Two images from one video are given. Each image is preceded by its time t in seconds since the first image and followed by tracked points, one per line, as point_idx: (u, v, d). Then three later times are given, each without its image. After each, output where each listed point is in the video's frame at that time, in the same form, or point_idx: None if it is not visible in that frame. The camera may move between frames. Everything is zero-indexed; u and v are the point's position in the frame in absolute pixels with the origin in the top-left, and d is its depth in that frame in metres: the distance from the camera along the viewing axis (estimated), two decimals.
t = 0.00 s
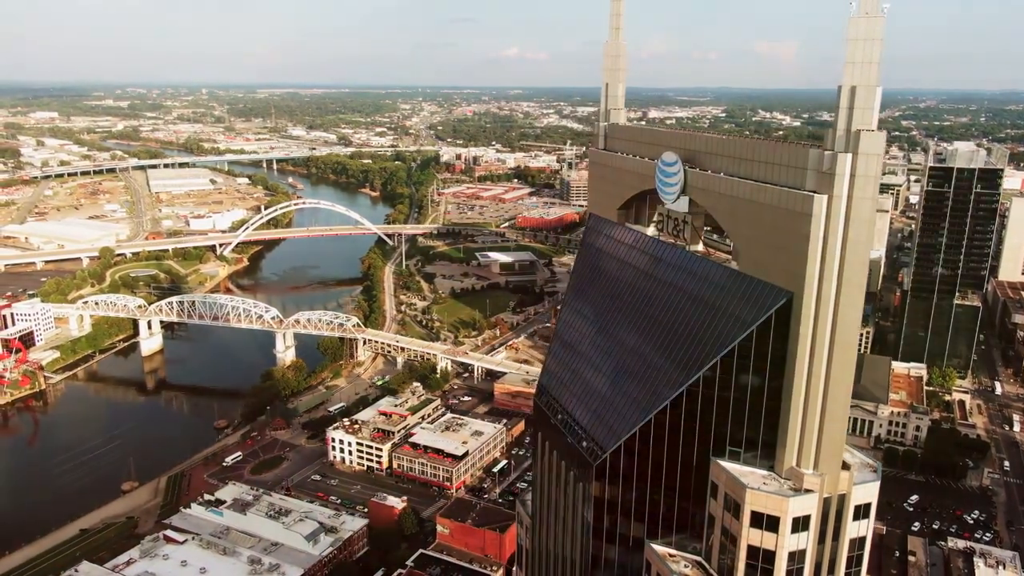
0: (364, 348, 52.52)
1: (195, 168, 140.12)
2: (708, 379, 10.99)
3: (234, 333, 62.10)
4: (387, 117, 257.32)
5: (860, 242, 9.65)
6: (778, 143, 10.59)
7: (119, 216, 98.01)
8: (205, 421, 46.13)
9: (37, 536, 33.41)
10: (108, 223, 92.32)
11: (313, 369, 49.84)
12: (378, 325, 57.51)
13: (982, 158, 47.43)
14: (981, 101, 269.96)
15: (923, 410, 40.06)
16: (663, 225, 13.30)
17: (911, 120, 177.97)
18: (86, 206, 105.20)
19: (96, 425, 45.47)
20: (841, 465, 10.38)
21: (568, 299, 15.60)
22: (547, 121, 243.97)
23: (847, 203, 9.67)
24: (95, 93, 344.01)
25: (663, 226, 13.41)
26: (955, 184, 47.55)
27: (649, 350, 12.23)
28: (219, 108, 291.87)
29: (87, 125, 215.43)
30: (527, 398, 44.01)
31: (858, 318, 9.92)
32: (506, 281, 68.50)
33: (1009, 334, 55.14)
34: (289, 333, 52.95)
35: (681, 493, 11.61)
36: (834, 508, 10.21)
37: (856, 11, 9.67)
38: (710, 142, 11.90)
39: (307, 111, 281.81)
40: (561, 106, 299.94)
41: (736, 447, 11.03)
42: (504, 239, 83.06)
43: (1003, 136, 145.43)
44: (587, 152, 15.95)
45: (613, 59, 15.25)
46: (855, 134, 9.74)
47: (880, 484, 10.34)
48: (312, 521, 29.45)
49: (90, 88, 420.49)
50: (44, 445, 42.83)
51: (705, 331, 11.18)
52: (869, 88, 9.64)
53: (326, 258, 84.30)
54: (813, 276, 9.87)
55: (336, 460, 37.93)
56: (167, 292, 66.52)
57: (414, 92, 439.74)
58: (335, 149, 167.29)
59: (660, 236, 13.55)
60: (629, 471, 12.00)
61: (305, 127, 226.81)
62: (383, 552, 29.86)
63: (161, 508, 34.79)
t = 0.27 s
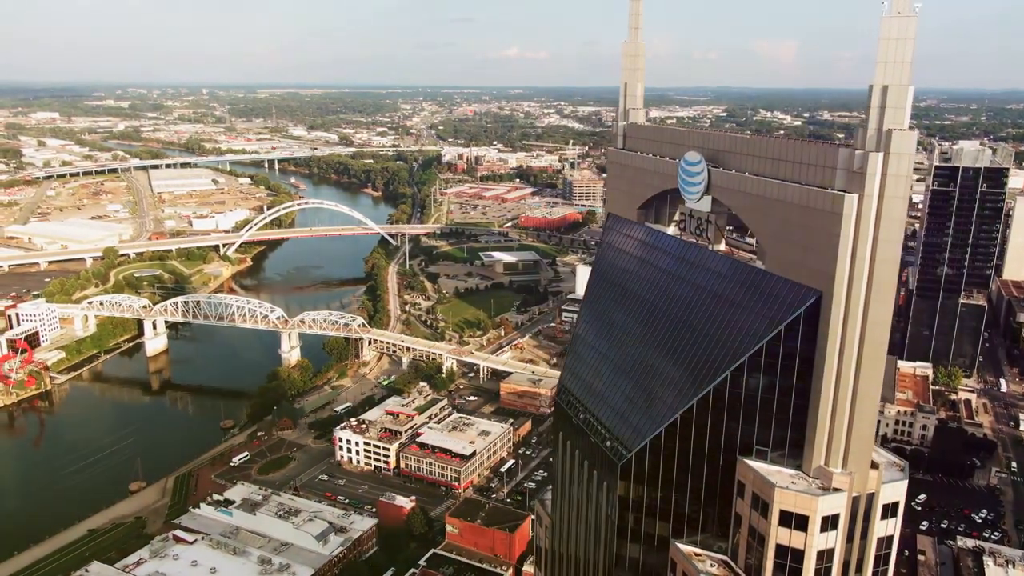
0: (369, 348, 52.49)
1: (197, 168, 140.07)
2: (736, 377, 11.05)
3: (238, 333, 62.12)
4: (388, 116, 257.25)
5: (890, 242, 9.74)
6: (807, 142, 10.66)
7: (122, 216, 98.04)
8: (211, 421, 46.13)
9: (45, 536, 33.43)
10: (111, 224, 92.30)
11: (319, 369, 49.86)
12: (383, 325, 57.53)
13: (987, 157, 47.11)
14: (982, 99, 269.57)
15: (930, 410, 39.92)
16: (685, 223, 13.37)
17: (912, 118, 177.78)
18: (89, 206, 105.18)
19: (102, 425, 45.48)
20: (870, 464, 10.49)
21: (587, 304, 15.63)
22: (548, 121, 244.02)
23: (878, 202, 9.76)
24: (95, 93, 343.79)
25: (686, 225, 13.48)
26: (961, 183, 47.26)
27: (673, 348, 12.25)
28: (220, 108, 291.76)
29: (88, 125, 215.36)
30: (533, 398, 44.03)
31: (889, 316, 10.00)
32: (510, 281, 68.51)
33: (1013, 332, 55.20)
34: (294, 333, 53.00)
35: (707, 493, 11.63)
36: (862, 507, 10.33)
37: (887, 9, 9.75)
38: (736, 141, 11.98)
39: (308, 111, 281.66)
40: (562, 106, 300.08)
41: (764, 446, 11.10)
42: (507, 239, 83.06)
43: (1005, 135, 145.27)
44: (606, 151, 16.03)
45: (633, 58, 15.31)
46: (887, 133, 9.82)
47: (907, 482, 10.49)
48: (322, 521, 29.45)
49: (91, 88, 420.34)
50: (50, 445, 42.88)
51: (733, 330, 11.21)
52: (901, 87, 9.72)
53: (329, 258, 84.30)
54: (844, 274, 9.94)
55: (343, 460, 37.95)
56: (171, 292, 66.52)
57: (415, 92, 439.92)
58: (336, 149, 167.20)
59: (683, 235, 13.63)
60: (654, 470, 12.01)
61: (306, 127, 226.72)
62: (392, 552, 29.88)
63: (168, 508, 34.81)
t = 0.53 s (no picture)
0: (374, 348, 52.47)
1: (198, 168, 140.00)
2: (759, 376, 11.10)
3: (243, 333, 62.10)
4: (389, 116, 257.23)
5: (916, 242, 9.73)
6: (831, 142, 10.66)
7: (124, 216, 97.96)
8: (216, 421, 46.13)
9: (52, 536, 33.45)
10: (113, 224, 92.24)
11: (324, 369, 49.84)
12: (387, 325, 57.52)
13: (992, 156, 47.02)
14: (983, 98, 269.34)
15: (936, 408, 39.69)
16: (703, 223, 13.39)
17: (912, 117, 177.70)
18: (91, 206, 105.13)
19: (107, 425, 45.48)
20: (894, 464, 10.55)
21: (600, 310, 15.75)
22: (548, 121, 244.03)
23: (904, 202, 9.75)
24: (96, 94, 343.61)
25: (705, 225, 13.48)
26: (966, 181, 47.20)
27: (695, 347, 12.35)
28: (220, 108, 291.75)
29: (89, 125, 215.26)
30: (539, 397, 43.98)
31: (915, 316, 9.99)
32: (514, 281, 68.51)
33: (1018, 332, 55.21)
34: (298, 333, 52.98)
35: (729, 491, 11.66)
36: (885, 505, 10.41)
37: (913, 9, 9.78)
38: (757, 141, 11.99)
39: (309, 111, 281.51)
40: (562, 106, 300.12)
41: (786, 446, 11.14)
42: (510, 239, 83.03)
43: (1006, 134, 145.18)
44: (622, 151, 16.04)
45: (648, 58, 15.34)
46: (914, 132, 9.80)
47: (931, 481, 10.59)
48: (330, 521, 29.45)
49: (92, 89, 420.20)
50: (57, 445, 42.91)
51: (756, 329, 11.30)
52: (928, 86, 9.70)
53: (332, 259, 84.30)
54: (869, 274, 9.94)
55: (349, 460, 37.96)
56: (174, 292, 66.49)
57: (415, 91, 439.92)
58: (337, 149, 167.14)
59: (701, 235, 13.63)
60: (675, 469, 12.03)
61: (307, 127, 226.60)
62: (399, 552, 29.89)
63: (175, 508, 34.81)
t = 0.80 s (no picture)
0: (378, 348, 52.46)
1: (199, 168, 139.99)
2: (782, 376, 11.12)
3: (246, 333, 62.11)
4: (390, 116, 257.28)
5: (942, 241, 9.73)
6: (854, 142, 10.68)
7: (126, 217, 97.95)
8: (221, 421, 46.14)
9: (59, 536, 33.48)
10: (115, 224, 92.20)
11: (329, 369, 49.85)
12: (391, 325, 57.53)
13: (996, 156, 47.07)
14: (983, 96, 269.35)
15: (941, 408, 39.82)
16: (722, 222, 13.38)
17: (913, 115, 177.49)
18: (93, 206, 105.11)
19: (112, 425, 45.50)
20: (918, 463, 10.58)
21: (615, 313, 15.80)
22: (549, 121, 243.96)
23: (929, 200, 9.76)
24: (96, 95, 343.70)
25: (723, 225, 13.48)
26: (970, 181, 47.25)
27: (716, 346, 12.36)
28: (221, 108, 291.74)
29: (90, 125, 215.28)
30: (544, 397, 44.03)
31: (939, 316, 9.99)
32: (517, 281, 68.50)
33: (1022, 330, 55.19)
34: (303, 333, 53.03)
35: (752, 491, 11.67)
36: (909, 505, 10.46)
37: (939, 8, 9.81)
38: (777, 141, 12.02)
39: (310, 111, 281.75)
40: (563, 106, 300.11)
41: (809, 445, 11.15)
42: (513, 239, 83.05)
43: (1007, 134, 145.20)
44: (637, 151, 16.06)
45: (664, 58, 15.37)
46: (939, 132, 9.86)
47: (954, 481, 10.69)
48: (338, 520, 29.42)
49: (92, 89, 420.26)
50: (63, 445, 42.95)
51: (780, 327, 11.30)
52: (955, 86, 9.74)
53: (335, 258, 84.31)
54: (894, 273, 9.95)
55: (356, 460, 37.98)
56: (178, 292, 66.50)
57: (416, 91, 439.88)
58: (338, 149, 167.09)
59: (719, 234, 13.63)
60: (697, 468, 12.06)
61: (308, 127, 226.74)
62: (407, 552, 29.90)
63: (182, 508, 34.82)
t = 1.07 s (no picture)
0: (383, 348, 52.45)
1: (201, 169, 140.00)
2: (809, 375, 11.12)
3: (251, 334, 62.10)
4: (391, 116, 257.33)
5: (972, 240, 9.76)
6: (882, 141, 10.73)
7: (129, 217, 98.00)
8: (227, 421, 46.14)
9: (67, 537, 33.49)
10: (118, 224, 92.23)
11: (334, 369, 49.86)
12: (396, 325, 57.54)
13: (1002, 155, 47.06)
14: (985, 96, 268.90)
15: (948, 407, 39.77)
16: (744, 221, 13.37)
17: (915, 114, 177.26)
18: (95, 207, 105.09)
19: (118, 425, 45.53)
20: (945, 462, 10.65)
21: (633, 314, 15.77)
22: (550, 121, 243.90)
23: (960, 200, 9.78)
24: (97, 95, 343.54)
25: (744, 224, 13.53)
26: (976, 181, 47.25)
27: (742, 344, 12.30)
28: (222, 108, 291.56)
29: (91, 126, 215.22)
30: (550, 397, 44.04)
31: (969, 315, 10.01)
32: (521, 281, 68.49)
33: None
34: (308, 333, 53.07)
35: (777, 491, 11.72)
36: (937, 503, 10.54)
37: (968, 9, 9.91)
38: (802, 141, 12.09)
39: (311, 111, 281.72)
40: (565, 106, 300.00)
41: (835, 444, 11.21)
42: (516, 239, 83.03)
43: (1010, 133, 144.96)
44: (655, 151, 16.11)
45: (683, 58, 15.44)
46: (970, 131, 9.91)
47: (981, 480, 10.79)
48: (347, 521, 29.43)
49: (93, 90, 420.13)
50: (70, 445, 42.97)
51: (808, 326, 11.26)
52: (986, 85, 9.80)
53: (338, 258, 84.33)
54: (924, 273, 9.96)
55: (362, 460, 37.98)
56: (182, 293, 66.52)
57: (417, 91, 439.82)
58: (340, 149, 167.04)
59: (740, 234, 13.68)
60: (722, 468, 12.07)
61: (309, 127, 226.73)
62: (416, 551, 29.90)
63: (190, 508, 34.85)
